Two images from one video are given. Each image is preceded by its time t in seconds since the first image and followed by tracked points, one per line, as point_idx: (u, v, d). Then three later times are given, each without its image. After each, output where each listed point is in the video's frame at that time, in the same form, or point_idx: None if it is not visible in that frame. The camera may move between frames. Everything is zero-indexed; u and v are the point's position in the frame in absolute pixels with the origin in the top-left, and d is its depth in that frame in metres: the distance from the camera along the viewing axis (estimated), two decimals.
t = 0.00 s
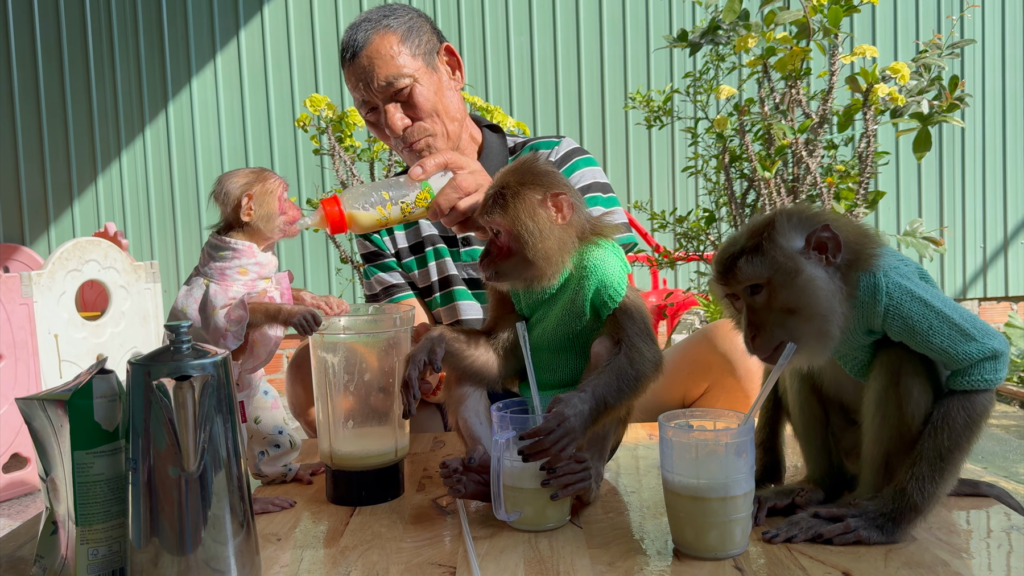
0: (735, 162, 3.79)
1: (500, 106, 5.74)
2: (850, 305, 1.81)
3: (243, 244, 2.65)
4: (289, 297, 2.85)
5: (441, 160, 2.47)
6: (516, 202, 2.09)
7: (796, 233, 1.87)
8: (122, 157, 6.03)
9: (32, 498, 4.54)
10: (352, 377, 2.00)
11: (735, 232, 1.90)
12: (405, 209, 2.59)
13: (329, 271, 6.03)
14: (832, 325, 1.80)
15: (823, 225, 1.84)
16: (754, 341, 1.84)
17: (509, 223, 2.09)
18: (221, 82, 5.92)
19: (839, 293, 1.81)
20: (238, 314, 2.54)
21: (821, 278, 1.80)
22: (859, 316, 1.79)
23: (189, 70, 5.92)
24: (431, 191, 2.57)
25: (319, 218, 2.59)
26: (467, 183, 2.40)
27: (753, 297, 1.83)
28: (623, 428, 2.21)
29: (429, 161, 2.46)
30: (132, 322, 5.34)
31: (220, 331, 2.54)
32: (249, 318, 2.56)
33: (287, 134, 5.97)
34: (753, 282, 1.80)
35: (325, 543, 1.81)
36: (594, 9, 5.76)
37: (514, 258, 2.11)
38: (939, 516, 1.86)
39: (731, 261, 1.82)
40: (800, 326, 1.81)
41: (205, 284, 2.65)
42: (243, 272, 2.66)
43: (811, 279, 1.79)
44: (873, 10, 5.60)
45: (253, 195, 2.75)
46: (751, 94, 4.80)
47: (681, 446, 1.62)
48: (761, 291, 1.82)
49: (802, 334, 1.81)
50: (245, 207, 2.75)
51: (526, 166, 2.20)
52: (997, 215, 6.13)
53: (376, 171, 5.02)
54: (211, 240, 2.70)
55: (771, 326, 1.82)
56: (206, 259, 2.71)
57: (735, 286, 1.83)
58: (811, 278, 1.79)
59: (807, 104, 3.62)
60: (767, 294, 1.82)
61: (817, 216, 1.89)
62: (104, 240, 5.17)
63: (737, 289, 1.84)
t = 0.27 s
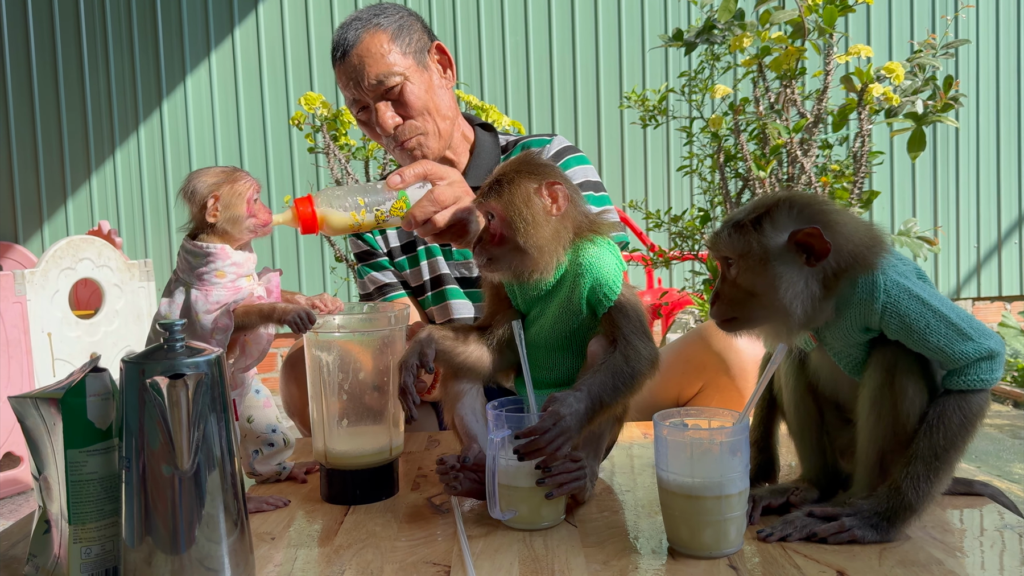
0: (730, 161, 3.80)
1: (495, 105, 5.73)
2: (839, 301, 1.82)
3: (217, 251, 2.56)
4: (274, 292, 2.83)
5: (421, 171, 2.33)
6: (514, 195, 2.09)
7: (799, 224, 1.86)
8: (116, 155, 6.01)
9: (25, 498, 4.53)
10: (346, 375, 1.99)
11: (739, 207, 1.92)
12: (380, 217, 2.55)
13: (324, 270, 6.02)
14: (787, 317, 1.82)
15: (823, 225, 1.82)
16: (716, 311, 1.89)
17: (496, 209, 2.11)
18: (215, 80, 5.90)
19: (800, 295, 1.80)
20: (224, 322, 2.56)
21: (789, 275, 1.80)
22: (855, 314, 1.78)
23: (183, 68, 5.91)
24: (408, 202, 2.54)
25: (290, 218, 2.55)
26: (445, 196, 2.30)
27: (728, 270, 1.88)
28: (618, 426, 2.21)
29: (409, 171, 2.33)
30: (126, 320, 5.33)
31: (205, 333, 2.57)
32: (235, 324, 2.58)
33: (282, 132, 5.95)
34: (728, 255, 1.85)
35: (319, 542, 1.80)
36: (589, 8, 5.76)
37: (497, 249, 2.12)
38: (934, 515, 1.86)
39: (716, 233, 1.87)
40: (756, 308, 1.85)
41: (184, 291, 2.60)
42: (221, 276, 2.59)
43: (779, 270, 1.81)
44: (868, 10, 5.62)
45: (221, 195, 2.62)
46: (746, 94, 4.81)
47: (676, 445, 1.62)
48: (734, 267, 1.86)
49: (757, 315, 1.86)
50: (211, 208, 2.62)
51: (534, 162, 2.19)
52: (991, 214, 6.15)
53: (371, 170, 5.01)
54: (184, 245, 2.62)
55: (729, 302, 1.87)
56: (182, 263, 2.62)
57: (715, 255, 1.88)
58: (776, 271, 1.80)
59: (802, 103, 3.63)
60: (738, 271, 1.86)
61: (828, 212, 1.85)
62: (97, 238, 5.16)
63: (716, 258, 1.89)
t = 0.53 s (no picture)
0: (727, 162, 3.81)
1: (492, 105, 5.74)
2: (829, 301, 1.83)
3: (180, 254, 2.52)
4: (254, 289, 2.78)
5: (427, 212, 2.28)
6: (509, 196, 2.09)
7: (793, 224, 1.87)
8: (113, 155, 6.01)
9: (21, 497, 4.53)
10: (342, 376, 2.00)
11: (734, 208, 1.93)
12: (372, 242, 2.45)
13: (320, 270, 6.02)
14: (779, 317, 1.82)
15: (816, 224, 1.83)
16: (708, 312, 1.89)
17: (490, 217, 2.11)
18: (212, 79, 5.90)
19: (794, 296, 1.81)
20: (206, 327, 2.52)
21: (782, 276, 1.81)
22: (847, 316, 1.78)
23: (180, 67, 5.90)
24: (403, 239, 2.48)
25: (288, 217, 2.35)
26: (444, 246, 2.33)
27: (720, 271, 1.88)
28: (614, 426, 2.21)
29: (415, 210, 2.23)
30: (122, 320, 5.33)
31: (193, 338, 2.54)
32: (218, 328, 2.54)
33: (279, 131, 5.95)
34: (721, 255, 1.86)
35: (315, 542, 1.81)
36: (586, 8, 5.76)
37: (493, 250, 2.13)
38: (929, 515, 1.87)
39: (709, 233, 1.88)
40: (748, 308, 1.85)
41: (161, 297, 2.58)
42: (192, 278, 2.55)
43: (771, 270, 1.81)
44: (864, 11, 5.63)
45: (183, 195, 2.63)
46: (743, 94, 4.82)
47: (672, 445, 1.62)
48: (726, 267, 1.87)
49: (750, 316, 1.85)
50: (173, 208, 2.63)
51: (528, 165, 2.19)
52: (987, 215, 6.17)
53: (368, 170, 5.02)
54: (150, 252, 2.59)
55: (722, 303, 1.87)
56: (155, 272, 2.61)
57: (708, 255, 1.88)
58: (768, 272, 1.81)
59: (799, 104, 3.64)
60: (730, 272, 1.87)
61: (820, 214, 1.86)
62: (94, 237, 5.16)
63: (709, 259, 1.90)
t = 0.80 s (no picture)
0: (726, 163, 3.81)
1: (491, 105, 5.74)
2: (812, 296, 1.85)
3: (181, 254, 2.46)
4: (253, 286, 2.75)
5: (437, 216, 2.34)
6: (506, 180, 2.12)
7: (794, 224, 1.88)
8: (112, 155, 6.01)
9: (20, 497, 4.53)
10: (341, 376, 2.00)
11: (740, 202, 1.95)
12: (383, 244, 2.48)
13: (319, 270, 6.02)
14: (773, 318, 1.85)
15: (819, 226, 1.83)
16: (705, 304, 1.93)
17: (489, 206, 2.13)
18: (212, 79, 5.90)
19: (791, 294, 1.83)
20: (206, 327, 2.52)
21: (778, 275, 1.83)
22: (844, 317, 1.79)
23: (179, 67, 5.90)
24: (415, 240, 2.49)
25: (301, 217, 2.39)
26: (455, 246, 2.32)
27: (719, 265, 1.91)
28: (613, 427, 2.22)
29: (426, 212, 2.30)
30: (122, 320, 5.33)
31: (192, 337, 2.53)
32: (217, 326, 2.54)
33: (278, 131, 5.95)
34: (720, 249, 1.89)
35: (314, 542, 1.81)
36: (586, 9, 5.77)
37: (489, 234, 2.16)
38: (926, 516, 1.88)
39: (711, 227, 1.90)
40: (743, 303, 1.89)
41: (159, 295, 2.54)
42: (192, 277, 2.51)
43: (768, 269, 1.83)
44: (863, 12, 5.64)
45: (187, 193, 2.60)
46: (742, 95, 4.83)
47: (670, 446, 1.63)
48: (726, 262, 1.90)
49: (745, 310, 1.89)
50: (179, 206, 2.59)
51: (529, 156, 2.21)
52: (986, 216, 6.18)
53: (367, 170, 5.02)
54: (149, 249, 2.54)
55: (718, 296, 1.91)
56: (154, 270, 2.56)
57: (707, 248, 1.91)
58: (765, 270, 1.83)
59: (798, 105, 3.65)
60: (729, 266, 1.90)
61: (824, 215, 1.86)
62: (93, 237, 5.17)
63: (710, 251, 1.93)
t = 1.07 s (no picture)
0: (727, 163, 3.81)
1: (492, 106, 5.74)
2: (828, 297, 1.83)
3: (195, 248, 2.53)
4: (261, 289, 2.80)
5: (440, 202, 2.38)
6: (506, 218, 2.04)
7: (806, 213, 1.89)
8: (113, 155, 6.01)
9: (21, 498, 4.53)
10: (343, 377, 2.00)
11: (747, 193, 1.93)
12: (389, 232, 2.50)
13: (320, 271, 6.03)
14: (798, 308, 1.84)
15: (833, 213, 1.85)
16: (725, 300, 1.90)
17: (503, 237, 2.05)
18: (213, 79, 5.91)
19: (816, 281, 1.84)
20: (213, 322, 2.55)
21: (805, 266, 1.83)
22: (843, 315, 1.80)
23: (180, 67, 5.90)
24: (420, 228, 2.51)
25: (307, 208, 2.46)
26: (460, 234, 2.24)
27: (736, 259, 1.89)
28: (614, 428, 2.22)
29: (431, 199, 2.36)
30: (123, 320, 5.34)
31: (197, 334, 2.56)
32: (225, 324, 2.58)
33: (279, 132, 5.96)
34: (742, 245, 1.86)
35: (316, 543, 1.81)
36: (587, 9, 5.77)
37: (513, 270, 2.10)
38: (927, 518, 1.88)
39: (729, 222, 1.87)
40: (768, 297, 1.87)
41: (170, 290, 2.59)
42: (204, 272, 2.57)
43: (795, 260, 1.82)
44: (864, 13, 5.64)
45: (206, 189, 2.64)
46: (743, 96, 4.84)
47: (671, 447, 1.63)
48: (747, 257, 1.87)
49: (768, 304, 1.87)
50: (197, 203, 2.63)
51: (507, 173, 2.15)
52: (986, 216, 6.18)
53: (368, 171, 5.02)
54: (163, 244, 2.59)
55: (741, 291, 1.88)
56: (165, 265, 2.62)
57: (725, 244, 1.88)
58: (793, 262, 1.82)
59: (799, 106, 3.65)
60: (750, 260, 1.87)
61: (833, 205, 1.89)
62: (94, 237, 5.17)
63: (726, 248, 1.90)
